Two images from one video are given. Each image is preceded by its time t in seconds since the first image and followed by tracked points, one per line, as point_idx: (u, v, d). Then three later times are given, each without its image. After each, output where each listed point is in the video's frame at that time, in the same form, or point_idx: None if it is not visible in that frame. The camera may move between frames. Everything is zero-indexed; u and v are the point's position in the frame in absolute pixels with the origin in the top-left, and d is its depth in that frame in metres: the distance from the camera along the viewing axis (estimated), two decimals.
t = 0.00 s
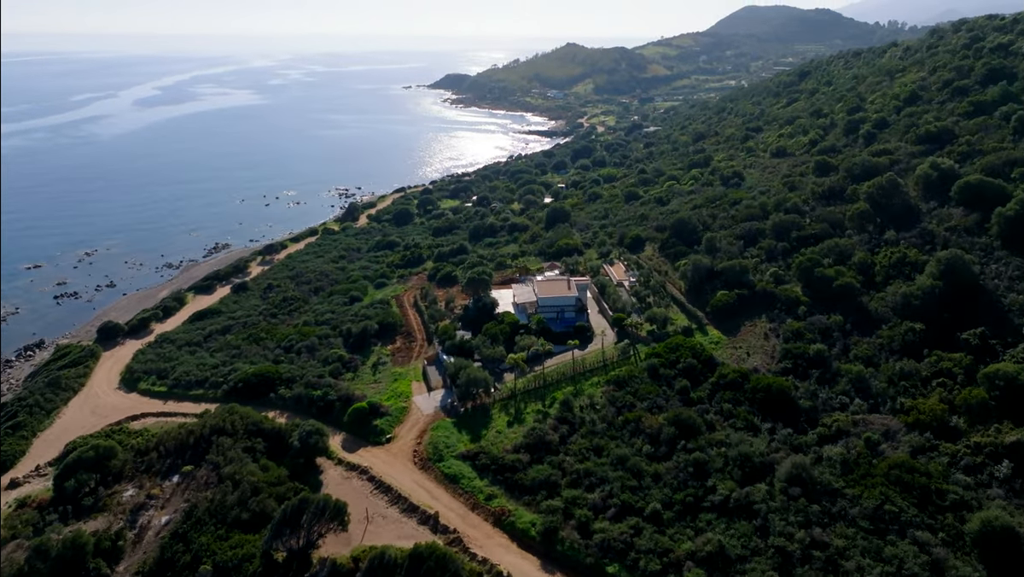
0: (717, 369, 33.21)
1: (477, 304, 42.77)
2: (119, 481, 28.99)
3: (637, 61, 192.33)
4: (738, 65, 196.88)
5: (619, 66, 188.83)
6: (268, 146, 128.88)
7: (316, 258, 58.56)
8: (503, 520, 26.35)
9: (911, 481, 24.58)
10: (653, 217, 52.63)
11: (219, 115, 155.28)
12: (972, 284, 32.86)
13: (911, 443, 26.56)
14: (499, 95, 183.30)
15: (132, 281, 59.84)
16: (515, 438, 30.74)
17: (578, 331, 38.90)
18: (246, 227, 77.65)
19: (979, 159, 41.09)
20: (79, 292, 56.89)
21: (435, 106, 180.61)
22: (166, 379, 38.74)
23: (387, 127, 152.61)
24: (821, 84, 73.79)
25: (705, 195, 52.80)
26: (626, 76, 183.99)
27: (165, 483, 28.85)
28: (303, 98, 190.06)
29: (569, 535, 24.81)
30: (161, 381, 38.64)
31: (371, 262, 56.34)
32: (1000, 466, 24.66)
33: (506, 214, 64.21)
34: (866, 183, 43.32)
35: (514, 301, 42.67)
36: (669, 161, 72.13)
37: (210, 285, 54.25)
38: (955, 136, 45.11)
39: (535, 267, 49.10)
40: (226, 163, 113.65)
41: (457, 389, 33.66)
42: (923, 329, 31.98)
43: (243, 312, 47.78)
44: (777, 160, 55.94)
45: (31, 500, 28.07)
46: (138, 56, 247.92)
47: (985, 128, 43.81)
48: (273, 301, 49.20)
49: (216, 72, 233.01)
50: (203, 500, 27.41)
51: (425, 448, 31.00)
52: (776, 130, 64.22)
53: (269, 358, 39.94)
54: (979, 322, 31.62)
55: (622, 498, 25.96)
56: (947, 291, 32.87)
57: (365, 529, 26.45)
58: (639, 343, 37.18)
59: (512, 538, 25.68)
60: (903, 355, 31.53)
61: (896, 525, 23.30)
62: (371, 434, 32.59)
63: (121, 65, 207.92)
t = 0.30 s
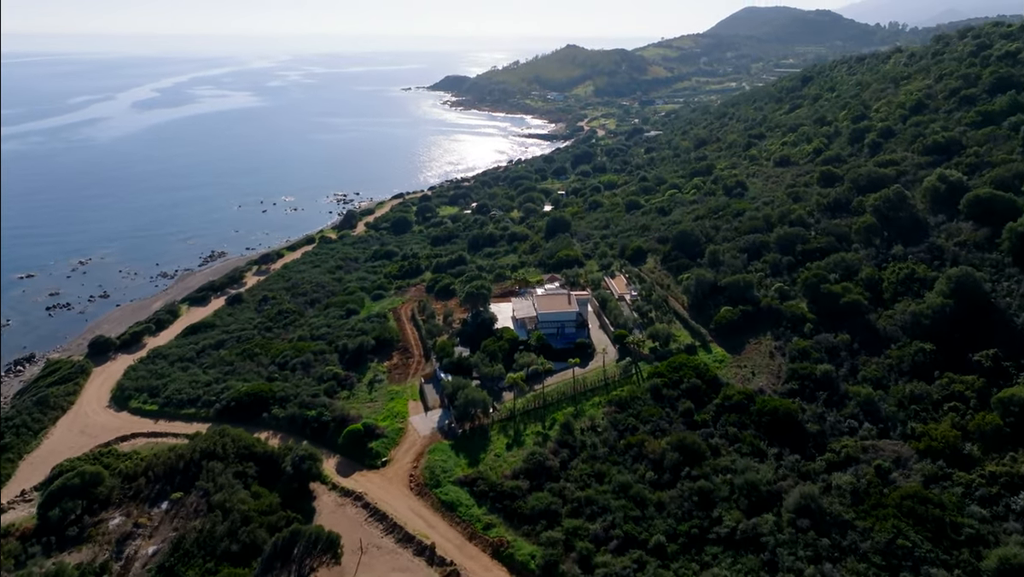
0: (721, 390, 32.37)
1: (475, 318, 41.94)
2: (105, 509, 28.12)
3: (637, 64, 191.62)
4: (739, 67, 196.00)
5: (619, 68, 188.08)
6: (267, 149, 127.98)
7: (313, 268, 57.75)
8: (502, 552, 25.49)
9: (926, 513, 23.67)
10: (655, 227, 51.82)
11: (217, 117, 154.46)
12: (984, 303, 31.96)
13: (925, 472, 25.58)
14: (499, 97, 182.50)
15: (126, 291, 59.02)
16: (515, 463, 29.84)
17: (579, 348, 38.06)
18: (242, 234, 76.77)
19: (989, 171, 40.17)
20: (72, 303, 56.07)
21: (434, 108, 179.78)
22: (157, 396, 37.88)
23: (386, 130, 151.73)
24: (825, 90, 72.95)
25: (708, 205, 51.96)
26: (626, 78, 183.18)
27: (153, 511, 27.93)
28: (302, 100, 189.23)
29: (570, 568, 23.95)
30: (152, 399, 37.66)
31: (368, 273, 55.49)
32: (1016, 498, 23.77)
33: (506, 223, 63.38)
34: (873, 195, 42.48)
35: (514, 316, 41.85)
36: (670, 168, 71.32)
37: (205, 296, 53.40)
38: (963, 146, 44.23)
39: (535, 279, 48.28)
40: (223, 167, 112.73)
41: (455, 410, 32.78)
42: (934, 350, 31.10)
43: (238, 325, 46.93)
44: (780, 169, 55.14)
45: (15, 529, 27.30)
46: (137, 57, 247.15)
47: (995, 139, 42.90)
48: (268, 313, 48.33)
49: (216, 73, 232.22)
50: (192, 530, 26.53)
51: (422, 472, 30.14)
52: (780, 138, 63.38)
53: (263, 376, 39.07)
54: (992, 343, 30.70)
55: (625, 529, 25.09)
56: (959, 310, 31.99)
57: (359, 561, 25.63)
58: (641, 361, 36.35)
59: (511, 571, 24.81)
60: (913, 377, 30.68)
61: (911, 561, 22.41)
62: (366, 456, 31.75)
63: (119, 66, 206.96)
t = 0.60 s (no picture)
0: (726, 412, 31.52)
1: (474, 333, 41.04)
2: (91, 537, 27.30)
3: (638, 66, 190.75)
4: (740, 69, 195.07)
5: (619, 71, 187.27)
6: (265, 153, 127.13)
7: (310, 278, 56.90)
8: None
9: (941, 547, 22.80)
10: (656, 238, 51.01)
11: (215, 120, 153.65)
12: (997, 322, 31.08)
13: (938, 502, 24.71)
14: (499, 99, 181.64)
15: (119, 302, 58.20)
16: (514, 489, 28.97)
17: (579, 366, 37.19)
18: (239, 242, 75.91)
19: (999, 184, 39.26)
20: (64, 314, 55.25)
21: (434, 111, 178.92)
22: (148, 415, 37.03)
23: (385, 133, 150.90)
24: (828, 96, 72.07)
25: (711, 216, 51.12)
26: (626, 81, 182.31)
27: (141, 540, 27.12)
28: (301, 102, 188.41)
29: None
30: (143, 419, 36.78)
31: (366, 284, 54.64)
32: None
33: (505, 232, 62.52)
34: (879, 208, 41.61)
35: (513, 331, 40.98)
36: (672, 175, 70.46)
37: (200, 308, 52.57)
38: (972, 157, 43.32)
39: (535, 292, 47.43)
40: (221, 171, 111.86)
41: (453, 432, 31.91)
42: (946, 371, 30.23)
43: (233, 338, 46.09)
44: (784, 178, 54.30)
45: None
46: (135, 58, 246.35)
47: (1005, 150, 42.00)
48: (263, 326, 47.47)
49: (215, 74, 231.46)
50: (181, 561, 25.71)
51: (418, 498, 29.30)
52: (783, 146, 62.53)
53: (257, 394, 38.22)
54: (1005, 364, 29.81)
55: (628, 561, 24.23)
56: (970, 329, 31.11)
57: None
58: (644, 380, 35.49)
59: None
60: (923, 400, 29.83)
61: None
62: (361, 481, 30.91)
63: (118, 67, 206.26)
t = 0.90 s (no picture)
0: (731, 435, 30.68)
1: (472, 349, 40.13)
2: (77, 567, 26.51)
3: (638, 68, 189.92)
4: (740, 70, 194.08)
5: (619, 73, 186.41)
6: (263, 157, 126.32)
7: (307, 289, 56.06)
8: None
9: None
10: (658, 250, 50.17)
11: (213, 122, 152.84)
12: (1009, 343, 30.21)
13: (952, 534, 23.85)
14: (499, 101, 180.76)
15: (113, 312, 57.40)
16: (513, 516, 28.12)
17: (580, 384, 36.33)
18: (235, 250, 75.09)
19: (1009, 197, 38.37)
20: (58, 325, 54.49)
21: (433, 113, 178.09)
22: (139, 434, 36.20)
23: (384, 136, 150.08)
24: (832, 102, 71.17)
25: (714, 227, 50.27)
26: (627, 83, 181.41)
27: (128, 571, 26.34)
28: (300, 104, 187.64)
29: None
30: (133, 439, 35.89)
31: (363, 295, 53.82)
32: None
33: (504, 241, 61.66)
34: (886, 221, 40.74)
35: (513, 347, 40.13)
36: (673, 183, 69.59)
37: (194, 319, 51.74)
38: (980, 169, 42.43)
39: (536, 305, 46.58)
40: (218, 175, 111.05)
41: (450, 456, 31.04)
42: (958, 394, 29.37)
43: (227, 352, 45.28)
44: (788, 188, 53.46)
45: None
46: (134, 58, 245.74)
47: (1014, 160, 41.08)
48: (258, 340, 46.63)
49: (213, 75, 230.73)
50: None
51: (415, 526, 28.47)
52: (786, 153, 61.66)
53: (251, 412, 37.34)
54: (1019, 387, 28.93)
55: None
56: (981, 350, 30.26)
57: None
58: (646, 400, 34.63)
59: None
60: (934, 425, 28.98)
61: None
62: (356, 507, 30.06)
63: (117, 68, 205.67)
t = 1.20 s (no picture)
0: (737, 459, 29.84)
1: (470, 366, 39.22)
2: None
3: (638, 71, 189.14)
4: (741, 72, 193.25)
5: (620, 75, 185.55)
6: (261, 160, 125.51)
7: (304, 300, 55.25)
8: None
9: None
10: (660, 262, 49.35)
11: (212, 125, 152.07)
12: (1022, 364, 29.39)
13: (968, 568, 22.99)
14: (498, 104, 179.97)
15: (106, 324, 56.56)
16: (513, 545, 27.28)
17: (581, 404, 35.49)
18: (232, 257, 74.25)
19: (1019, 211, 37.54)
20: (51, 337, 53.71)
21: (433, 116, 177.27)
22: (129, 454, 35.34)
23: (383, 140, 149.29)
24: (835, 109, 70.32)
25: (717, 238, 49.42)
26: (627, 86, 180.55)
27: None
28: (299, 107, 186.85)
29: None
30: (124, 459, 35.02)
31: (360, 307, 53.00)
32: None
33: (504, 250, 60.83)
34: (893, 235, 39.90)
35: (512, 364, 39.27)
36: (675, 190, 68.73)
37: (188, 331, 50.91)
38: (989, 181, 41.60)
39: (535, 318, 45.73)
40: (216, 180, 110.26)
41: (448, 480, 30.20)
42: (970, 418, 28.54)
43: (221, 367, 44.47)
44: (791, 198, 52.62)
45: None
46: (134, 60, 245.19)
47: None
48: (253, 354, 45.79)
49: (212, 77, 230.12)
50: None
51: (411, 554, 27.65)
52: (789, 161, 60.83)
53: (244, 432, 36.51)
54: None
55: None
56: (994, 372, 29.44)
57: None
58: (649, 420, 33.78)
59: None
60: (947, 450, 28.15)
61: None
62: (350, 534, 29.21)
63: (115, 70, 205.01)
